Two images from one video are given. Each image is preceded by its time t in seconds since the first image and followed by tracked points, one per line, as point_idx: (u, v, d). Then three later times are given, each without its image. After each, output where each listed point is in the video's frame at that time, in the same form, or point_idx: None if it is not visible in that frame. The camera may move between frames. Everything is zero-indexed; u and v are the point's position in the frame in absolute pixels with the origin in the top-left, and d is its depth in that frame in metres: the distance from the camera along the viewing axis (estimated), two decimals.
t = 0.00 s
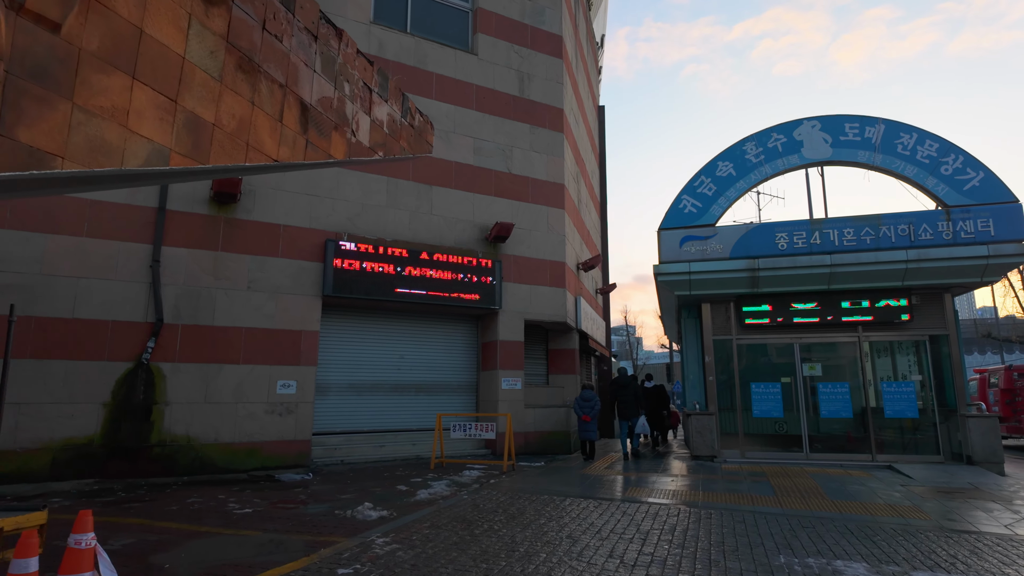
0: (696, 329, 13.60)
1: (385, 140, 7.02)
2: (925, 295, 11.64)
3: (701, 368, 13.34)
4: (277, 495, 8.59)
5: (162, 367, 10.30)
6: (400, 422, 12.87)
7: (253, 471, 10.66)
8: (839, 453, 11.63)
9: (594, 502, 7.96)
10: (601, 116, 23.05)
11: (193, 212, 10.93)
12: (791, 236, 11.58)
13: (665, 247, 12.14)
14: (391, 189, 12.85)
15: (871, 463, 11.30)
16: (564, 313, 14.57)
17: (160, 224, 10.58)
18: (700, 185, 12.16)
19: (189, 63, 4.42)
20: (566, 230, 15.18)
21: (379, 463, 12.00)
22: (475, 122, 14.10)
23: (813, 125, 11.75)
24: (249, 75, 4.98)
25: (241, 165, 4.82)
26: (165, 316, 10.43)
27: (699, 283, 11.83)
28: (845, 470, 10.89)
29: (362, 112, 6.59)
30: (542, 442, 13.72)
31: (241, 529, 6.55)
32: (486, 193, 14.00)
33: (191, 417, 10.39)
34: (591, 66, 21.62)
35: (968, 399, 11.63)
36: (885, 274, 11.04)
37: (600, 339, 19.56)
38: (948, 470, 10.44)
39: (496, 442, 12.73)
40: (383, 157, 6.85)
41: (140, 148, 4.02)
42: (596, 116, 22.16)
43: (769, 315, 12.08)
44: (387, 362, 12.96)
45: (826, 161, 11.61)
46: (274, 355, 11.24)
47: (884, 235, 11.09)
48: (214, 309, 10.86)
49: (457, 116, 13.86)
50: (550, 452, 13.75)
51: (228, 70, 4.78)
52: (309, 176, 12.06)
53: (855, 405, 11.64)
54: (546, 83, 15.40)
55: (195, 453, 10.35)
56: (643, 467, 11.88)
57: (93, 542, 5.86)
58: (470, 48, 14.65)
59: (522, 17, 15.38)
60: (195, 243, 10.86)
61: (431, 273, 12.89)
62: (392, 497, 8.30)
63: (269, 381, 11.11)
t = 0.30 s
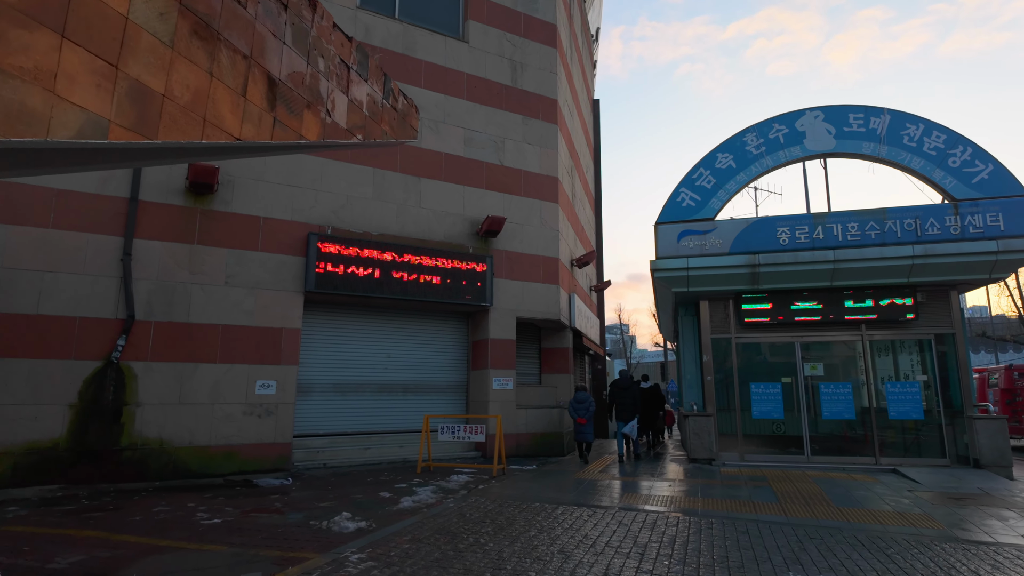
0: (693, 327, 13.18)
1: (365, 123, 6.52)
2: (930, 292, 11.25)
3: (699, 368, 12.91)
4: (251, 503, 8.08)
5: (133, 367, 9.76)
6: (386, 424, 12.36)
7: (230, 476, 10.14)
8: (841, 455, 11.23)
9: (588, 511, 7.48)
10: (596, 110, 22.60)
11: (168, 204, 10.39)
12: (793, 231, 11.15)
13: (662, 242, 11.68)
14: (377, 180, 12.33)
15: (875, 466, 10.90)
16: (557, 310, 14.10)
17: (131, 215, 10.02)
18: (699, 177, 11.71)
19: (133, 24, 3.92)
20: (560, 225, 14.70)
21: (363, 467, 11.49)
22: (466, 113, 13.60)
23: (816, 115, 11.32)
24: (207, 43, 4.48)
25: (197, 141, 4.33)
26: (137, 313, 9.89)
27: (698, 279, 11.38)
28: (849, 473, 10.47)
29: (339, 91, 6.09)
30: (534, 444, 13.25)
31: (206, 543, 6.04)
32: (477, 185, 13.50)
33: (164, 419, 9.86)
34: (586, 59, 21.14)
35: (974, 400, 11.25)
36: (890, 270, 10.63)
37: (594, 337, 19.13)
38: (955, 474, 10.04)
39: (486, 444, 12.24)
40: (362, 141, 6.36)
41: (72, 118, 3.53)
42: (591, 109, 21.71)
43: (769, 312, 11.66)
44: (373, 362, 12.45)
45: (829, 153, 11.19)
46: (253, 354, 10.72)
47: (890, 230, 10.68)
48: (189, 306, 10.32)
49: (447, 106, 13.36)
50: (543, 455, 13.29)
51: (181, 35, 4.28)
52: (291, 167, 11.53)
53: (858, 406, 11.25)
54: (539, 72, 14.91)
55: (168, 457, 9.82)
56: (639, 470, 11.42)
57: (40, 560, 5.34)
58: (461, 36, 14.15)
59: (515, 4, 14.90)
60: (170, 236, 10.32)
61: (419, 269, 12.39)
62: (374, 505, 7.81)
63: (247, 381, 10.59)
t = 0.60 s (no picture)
0: (686, 325, 12.81)
1: (337, 103, 6.07)
2: (930, 288, 10.92)
3: (692, 366, 12.55)
4: (219, 510, 7.61)
5: (98, 366, 9.24)
6: (368, 425, 11.89)
7: (202, 480, 9.65)
8: (839, 457, 10.88)
9: (576, 518, 7.06)
10: (587, 105, 22.23)
11: (137, 194, 9.89)
12: (789, 225, 10.78)
13: (654, 237, 11.29)
14: (359, 172, 11.86)
15: (873, 468, 10.55)
16: (546, 308, 13.68)
17: (97, 206, 9.52)
18: (692, 170, 11.32)
19: None
20: (549, 220, 14.28)
21: (343, 470, 11.02)
22: (452, 103, 13.16)
23: (813, 106, 10.96)
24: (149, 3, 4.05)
25: (134, 111, 3.89)
26: (102, 309, 9.38)
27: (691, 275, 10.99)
28: (847, 476, 10.11)
29: (307, 68, 5.65)
30: (523, 446, 12.83)
31: (161, 556, 5.58)
32: (464, 178, 13.06)
33: (131, 420, 9.36)
34: (577, 54, 20.74)
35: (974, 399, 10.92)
36: (889, 265, 10.28)
37: (585, 336, 18.75)
38: (957, 476, 9.69)
39: (472, 446, 11.79)
40: (333, 122, 5.92)
41: None
42: (582, 105, 21.33)
43: (764, 310, 11.29)
44: (355, 361, 11.98)
45: (827, 145, 10.83)
46: (227, 352, 10.24)
47: (889, 224, 10.33)
48: (159, 302, 9.83)
49: (432, 96, 12.92)
50: (532, 457, 12.88)
51: None
52: (268, 157, 11.04)
53: (855, 406, 10.90)
54: (528, 63, 14.49)
55: (136, 461, 9.32)
56: (630, 472, 11.02)
57: None
58: (447, 25, 13.71)
59: None
60: (139, 228, 9.83)
61: (403, 264, 11.93)
62: (349, 513, 7.35)
63: (221, 381, 10.10)
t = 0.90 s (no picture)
0: (681, 322, 12.45)
1: (310, 82, 5.65)
2: (933, 284, 10.58)
3: (687, 365, 12.19)
4: (187, 516, 7.17)
5: (65, 364, 8.78)
6: (353, 426, 11.48)
7: (175, 484, 9.20)
8: (839, 458, 10.52)
9: (565, 524, 6.66)
10: (581, 100, 21.85)
11: (108, 184, 9.44)
12: (788, 219, 10.41)
13: (649, 231, 10.90)
14: (343, 163, 11.44)
15: (874, 470, 10.20)
16: (538, 305, 13.29)
17: (65, 196, 9.06)
18: (688, 162, 10.94)
19: None
20: (541, 214, 13.88)
21: (326, 472, 10.60)
22: (441, 93, 12.74)
23: (813, 96, 10.60)
24: None
25: (67, 74, 3.55)
26: (70, 304, 8.92)
27: (687, 270, 10.61)
28: (848, 478, 9.75)
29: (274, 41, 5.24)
30: (513, 447, 12.44)
31: (114, 568, 5.14)
32: (453, 171, 12.65)
33: (100, 421, 8.91)
34: (571, 47, 20.36)
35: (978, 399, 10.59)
36: (891, 260, 9.91)
37: (578, 334, 18.38)
38: (961, 479, 9.35)
39: (461, 447, 11.39)
40: (303, 100, 5.50)
41: None
42: (576, 99, 20.95)
43: (762, 306, 10.94)
44: (339, 359, 11.56)
45: (827, 136, 10.48)
46: (203, 350, 9.80)
47: (891, 217, 9.97)
48: (130, 297, 9.38)
49: (420, 86, 12.50)
50: (522, 458, 12.50)
51: None
52: (248, 146, 10.61)
53: (856, 405, 10.55)
54: (520, 53, 14.10)
55: (104, 463, 8.86)
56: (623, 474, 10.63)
57: None
58: (436, 13, 13.28)
59: None
60: (109, 220, 9.38)
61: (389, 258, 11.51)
62: (325, 518, 6.93)
63: (196, 380, 9.66)
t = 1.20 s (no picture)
0: (676, 319, 12.02)
1: (273, 51, 5.12)
2: (936, 279, 10.19)
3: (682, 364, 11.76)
4: (145, 525, 6.63)
5: (21, 361, 8.22)
6: (333, 427, 10.97)
7: (140, 489, 8.66)
8: (839, 460, 10.11)
9: (552, 534, 6.17)
10: (574, 93, 21.38)
11: (69, 170, 8.87)
12: (788, 211, 9.98)
13: (643, 223, 10.45)
14: (323, 151, 10.92)
15: (876, 473, 9.79)
16: (527, 301, 12.81)
17: (22, 182, 8.49)
18: (684, 151, 10.50)
19: None
20: (532, 207, 13.41)
21: (303, 476, 10.07)
22: (427, 80, 12.25)
23: (813, 83, 10.19)
24: None
25: None
26: (27, 297, 8.35)
27: (682, 264, 10.18)
28: (849, 482, 9.32)
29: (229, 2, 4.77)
30: (501, 449, 11.95)
31: None
32: (440, 161, 12.15)
33: (59, 422, 8.35)
34: (564, 38, 19.90)
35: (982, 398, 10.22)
36: (895, 254, 9.50)
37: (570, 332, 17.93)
38: (967, 482, 8.95)
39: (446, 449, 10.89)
40: (265, 70, 5.02)
41: None
42: (568, 92, 20.49)
43: (759, 302, 10.51)
44: (319, 357, 11.04)
45: (828, 124, 10.07)
46: (172, 346, 9.25)
47: (895, 209, 9.57)
48: (93, 290, 8.82)
49: (405, 72, 11.99)
50: (510, 460, 12.02)
51: None
52: (222, 132, 10.07)
53: (856, 405, 10.14)
54: (510, 41, 13.61)
55: (63, 468, 8.30)
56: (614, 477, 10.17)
57: None
58: None
59: None
60: (71, 208, 8.81)
61: (372, 252, 10.99)
62: (294, 528, 6.41)
63: (164, 378, 9.12)
